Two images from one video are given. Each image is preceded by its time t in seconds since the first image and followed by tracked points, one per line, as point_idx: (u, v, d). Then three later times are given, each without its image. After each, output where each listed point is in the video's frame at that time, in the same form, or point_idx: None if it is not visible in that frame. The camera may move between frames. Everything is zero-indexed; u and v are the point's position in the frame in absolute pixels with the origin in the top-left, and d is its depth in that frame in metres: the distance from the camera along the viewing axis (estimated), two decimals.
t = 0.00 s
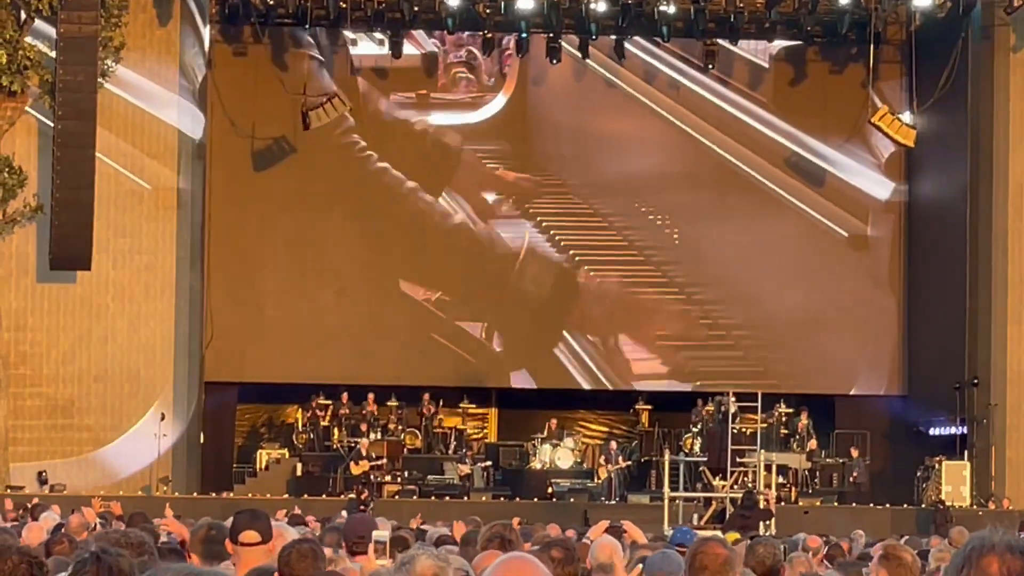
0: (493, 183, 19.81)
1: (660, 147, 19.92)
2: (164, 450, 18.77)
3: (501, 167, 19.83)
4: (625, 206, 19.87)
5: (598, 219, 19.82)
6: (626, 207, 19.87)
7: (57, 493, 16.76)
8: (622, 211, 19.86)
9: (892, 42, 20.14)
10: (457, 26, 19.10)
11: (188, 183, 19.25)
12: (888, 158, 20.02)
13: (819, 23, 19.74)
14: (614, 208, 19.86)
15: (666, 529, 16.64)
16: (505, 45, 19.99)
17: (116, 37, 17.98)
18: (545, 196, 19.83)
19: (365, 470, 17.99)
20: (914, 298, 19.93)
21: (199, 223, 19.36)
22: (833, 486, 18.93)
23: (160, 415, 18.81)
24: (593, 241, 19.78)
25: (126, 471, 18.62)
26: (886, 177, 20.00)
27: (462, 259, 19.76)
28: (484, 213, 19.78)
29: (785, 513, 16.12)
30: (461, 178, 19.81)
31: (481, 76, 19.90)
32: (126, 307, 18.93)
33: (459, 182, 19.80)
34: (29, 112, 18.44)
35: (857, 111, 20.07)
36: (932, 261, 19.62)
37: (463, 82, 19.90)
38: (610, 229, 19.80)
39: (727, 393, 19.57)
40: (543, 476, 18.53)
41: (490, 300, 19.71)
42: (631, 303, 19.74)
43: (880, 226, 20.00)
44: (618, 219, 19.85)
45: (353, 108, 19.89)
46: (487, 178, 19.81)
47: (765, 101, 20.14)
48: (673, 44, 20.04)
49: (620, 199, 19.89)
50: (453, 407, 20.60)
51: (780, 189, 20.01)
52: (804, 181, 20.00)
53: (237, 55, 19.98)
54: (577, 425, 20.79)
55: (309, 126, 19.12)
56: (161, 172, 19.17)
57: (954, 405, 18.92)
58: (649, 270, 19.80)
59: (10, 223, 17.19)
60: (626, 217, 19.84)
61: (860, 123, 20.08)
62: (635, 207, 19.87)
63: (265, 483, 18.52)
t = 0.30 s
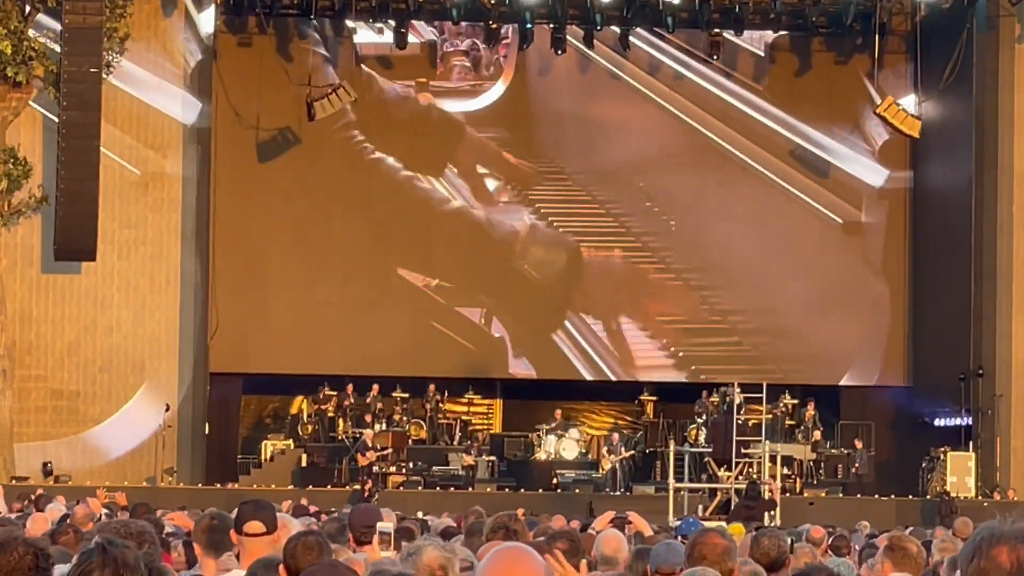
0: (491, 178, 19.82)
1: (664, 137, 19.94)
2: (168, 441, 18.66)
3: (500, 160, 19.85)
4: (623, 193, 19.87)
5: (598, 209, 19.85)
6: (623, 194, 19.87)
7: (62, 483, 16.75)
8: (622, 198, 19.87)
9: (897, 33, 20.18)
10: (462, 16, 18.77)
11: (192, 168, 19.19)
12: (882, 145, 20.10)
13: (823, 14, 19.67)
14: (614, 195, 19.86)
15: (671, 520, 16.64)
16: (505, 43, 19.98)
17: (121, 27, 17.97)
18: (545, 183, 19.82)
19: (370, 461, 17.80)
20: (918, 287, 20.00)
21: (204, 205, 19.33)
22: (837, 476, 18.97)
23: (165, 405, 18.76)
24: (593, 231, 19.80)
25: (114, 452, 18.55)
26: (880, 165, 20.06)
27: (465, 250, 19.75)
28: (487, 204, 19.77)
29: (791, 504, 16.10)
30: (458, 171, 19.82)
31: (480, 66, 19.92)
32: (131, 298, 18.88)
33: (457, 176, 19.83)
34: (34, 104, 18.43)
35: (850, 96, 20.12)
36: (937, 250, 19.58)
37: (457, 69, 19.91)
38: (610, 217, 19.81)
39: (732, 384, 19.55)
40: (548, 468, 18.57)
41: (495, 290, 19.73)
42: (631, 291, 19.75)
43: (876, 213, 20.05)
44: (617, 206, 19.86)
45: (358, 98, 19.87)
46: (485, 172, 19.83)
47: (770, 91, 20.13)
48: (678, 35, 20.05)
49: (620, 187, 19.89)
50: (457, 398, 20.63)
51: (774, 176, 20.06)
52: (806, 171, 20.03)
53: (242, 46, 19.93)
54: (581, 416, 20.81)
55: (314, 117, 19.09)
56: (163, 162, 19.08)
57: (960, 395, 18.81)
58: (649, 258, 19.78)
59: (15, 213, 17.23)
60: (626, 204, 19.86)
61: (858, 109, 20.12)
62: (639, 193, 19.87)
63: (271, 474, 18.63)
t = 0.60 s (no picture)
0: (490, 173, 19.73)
1: (670, 129, 19.93)
2: (176, 433, 18.73)
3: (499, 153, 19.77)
4: (621, 180, 19.87)
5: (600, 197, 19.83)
6: (621, 182, 19.87)
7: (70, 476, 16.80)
8: (624, 187, 19.86)
9: (904, 25, 20.10)
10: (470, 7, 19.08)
11: (207, 151, 19.20)
12: (873, 129, 20.04)
13: (829, 6, 19.85)
14: (613, 184, 19.85)
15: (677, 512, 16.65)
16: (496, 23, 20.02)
17: (128, 19, 18.01)
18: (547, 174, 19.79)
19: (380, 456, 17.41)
20: (925, 279, 19.97)
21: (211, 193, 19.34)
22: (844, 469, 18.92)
23: (171, 398, 18.80)
24: (594, 218, 19.79)
25: (99, 429, 18.65)
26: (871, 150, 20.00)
27: (470, 244, 19.76)
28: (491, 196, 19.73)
29: (798, 496, 16.11)
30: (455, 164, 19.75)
31: (475, 49, 19.85)
32: (138, 291, 18.93)
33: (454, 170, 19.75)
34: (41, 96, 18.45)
35: (847, 84, 20.06)
36: (943, 242, 19.58)
37: (450, 56, 19.85)
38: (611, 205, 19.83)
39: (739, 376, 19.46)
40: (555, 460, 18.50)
41: (501, 281, 19.71)
42: (629, 278, 19.76)
43: (867, 197, 20.01)
44: (618, 195, 19.84)
45: (367, 91, 19.79)
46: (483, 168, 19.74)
47: (778, 83, 20.09)
48: (684, 27, 19.96)
49: (617, 176, 19.87)
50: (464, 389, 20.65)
51: (764, 159, 19.98)
52: (813, 163, 19.95)
53: (249, 39, 19.92)
54: (588, 408, 20.82)
55: (321, 110, 18.98)
56: (173, 150, 19.16)
57: (966, 388, 18.81)
58: (645, 246, 19.80)
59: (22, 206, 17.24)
60: (630, 189, 19.86)
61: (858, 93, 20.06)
62: (646, 178, 19.88)
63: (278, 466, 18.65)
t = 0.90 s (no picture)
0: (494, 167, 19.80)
1: (677, 121, 19.95)
2: (183, 425, 18.78)
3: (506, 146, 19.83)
4: (628, 172, 19.86)
5: (605, 190, 19.82)
6: (628, 174, 19.86)
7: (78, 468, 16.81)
8: (631, 179, 19.85)
9: (910, 17, 19.99)
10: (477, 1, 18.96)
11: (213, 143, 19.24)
12: (861, 114, 19.95)
13: None
14: (619, 176, 19.84)
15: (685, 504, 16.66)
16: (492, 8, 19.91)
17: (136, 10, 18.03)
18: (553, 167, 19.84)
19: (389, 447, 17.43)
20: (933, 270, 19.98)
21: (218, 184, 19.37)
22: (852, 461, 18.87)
23: (179, 390, 18.87)
24: (599, 211, 19.80)
25: (80, 407, 18.57)
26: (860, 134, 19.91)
27: (476, 237, 19.73)
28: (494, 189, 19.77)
29: (806, 489, 16.10)
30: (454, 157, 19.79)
31: (469, 35, 19.80)
32: (146, 282, 18.99)
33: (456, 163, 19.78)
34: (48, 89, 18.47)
35: (840, 74, 19.97)
36: (949, 235, 19.62)
37: (447, 41, 19.85)
38: (617, 197, 19.82)
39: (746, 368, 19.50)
40: (562, 452, 18.51)
41: (508, 273, 19.66)
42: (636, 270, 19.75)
43: (856, 180, 19.96)
44: (624, 187, 19.83)
45: (374, 83, 19.81)
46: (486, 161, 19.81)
47: (786, 75, 20.02)
48: (693, 19, 20.00)
49: (623, 168, 19.86)
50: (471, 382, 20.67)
51: (749, 140, 20.02)
52: (818, 154, 19.93)
53: (256, 29, 19.80)
54: (595, 400, 20.84)
55: (330, 101, 19.44)
56: (181, 142, 19.17)
57: (974, 379, 18.79)
58: (651, 239, 19.80)
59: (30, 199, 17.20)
60: (636, 181, 19.86)
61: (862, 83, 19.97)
62: (653, 170, 19.87)
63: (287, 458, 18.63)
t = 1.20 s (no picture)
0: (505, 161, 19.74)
1: (687, 116, 19.94)
2: (194, 420, 18.62)
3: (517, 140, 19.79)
4: (639, 167, 19.85)
5: (615, 185, 19.80)
6: (638, 170, 19.84)
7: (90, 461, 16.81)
8: (642, 174, 19.84)
9: (921, 12, 19.95)
10: None
11: (226, 137, 19.15)
12: (854, 102, 20.00)
13: None
14: (630, 171, 19.82)
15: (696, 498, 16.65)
16: None
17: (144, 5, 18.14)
18: (564, 162, 19.83)
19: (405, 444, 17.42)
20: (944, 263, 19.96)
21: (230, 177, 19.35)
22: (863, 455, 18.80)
23: (190, 384, 18.69)
24: (610, 206, 19.76)
25: (68, 390, 18.59)
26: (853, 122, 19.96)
27: (487, 232, 19.68)
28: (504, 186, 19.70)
29: (816, 482, 16.10)
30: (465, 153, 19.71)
31: (469, 24, 19.80)
32: (157, 276, 18.90)
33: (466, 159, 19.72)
34: (58, 84, 18.44)
35: (838, 70, 20.03)
36: (960, 228, 19.58)
37: (446, 31, 19.82)
38: (628, 192, 19.79)
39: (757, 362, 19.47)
40: (573, 446, 18.48)
41: (519, 269, 19.63)
42: (646, 265, 19.72)
43: (853, 171, 19.95)
44: (636, 182, 19.81)
45: (384, 79, 19.79)
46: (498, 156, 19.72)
47: (797, 69, 20.02)
48: (704, 13, 19.95)
49: (633, 163, 19.84)
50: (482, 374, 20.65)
51: (757, 135, 19.99)
52: (829, 147, 19.93)
53: (269, 25, 19.88)
54: (606, 394, 20.80)
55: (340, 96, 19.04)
56: (192, 136, 19.07)
57: (985, 373, 18.72)
58: (662, 234, 19.80)
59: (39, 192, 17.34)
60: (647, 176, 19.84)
61: (866, 78, 20.05)
62: (663, 165, 19.88)
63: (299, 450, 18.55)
